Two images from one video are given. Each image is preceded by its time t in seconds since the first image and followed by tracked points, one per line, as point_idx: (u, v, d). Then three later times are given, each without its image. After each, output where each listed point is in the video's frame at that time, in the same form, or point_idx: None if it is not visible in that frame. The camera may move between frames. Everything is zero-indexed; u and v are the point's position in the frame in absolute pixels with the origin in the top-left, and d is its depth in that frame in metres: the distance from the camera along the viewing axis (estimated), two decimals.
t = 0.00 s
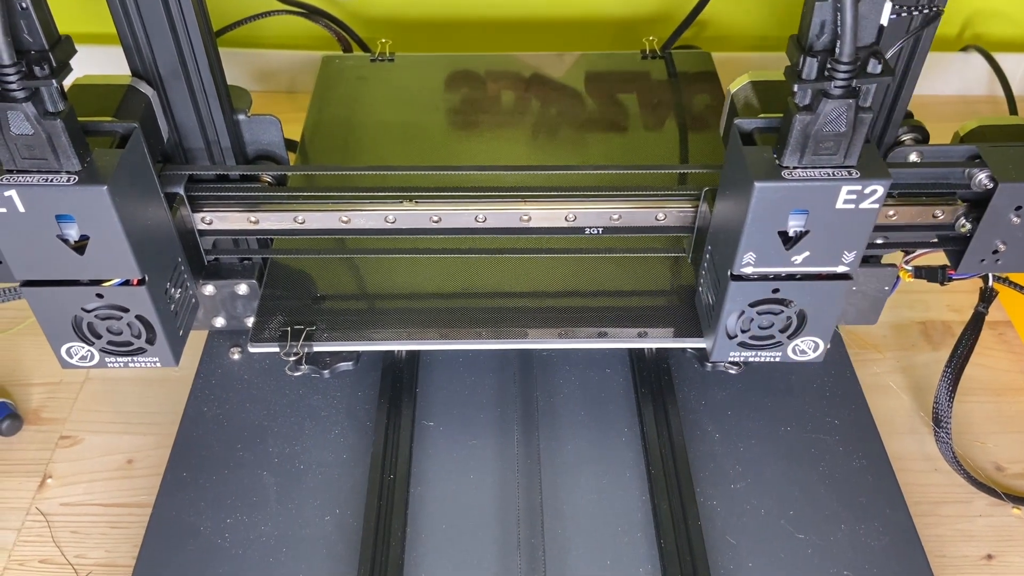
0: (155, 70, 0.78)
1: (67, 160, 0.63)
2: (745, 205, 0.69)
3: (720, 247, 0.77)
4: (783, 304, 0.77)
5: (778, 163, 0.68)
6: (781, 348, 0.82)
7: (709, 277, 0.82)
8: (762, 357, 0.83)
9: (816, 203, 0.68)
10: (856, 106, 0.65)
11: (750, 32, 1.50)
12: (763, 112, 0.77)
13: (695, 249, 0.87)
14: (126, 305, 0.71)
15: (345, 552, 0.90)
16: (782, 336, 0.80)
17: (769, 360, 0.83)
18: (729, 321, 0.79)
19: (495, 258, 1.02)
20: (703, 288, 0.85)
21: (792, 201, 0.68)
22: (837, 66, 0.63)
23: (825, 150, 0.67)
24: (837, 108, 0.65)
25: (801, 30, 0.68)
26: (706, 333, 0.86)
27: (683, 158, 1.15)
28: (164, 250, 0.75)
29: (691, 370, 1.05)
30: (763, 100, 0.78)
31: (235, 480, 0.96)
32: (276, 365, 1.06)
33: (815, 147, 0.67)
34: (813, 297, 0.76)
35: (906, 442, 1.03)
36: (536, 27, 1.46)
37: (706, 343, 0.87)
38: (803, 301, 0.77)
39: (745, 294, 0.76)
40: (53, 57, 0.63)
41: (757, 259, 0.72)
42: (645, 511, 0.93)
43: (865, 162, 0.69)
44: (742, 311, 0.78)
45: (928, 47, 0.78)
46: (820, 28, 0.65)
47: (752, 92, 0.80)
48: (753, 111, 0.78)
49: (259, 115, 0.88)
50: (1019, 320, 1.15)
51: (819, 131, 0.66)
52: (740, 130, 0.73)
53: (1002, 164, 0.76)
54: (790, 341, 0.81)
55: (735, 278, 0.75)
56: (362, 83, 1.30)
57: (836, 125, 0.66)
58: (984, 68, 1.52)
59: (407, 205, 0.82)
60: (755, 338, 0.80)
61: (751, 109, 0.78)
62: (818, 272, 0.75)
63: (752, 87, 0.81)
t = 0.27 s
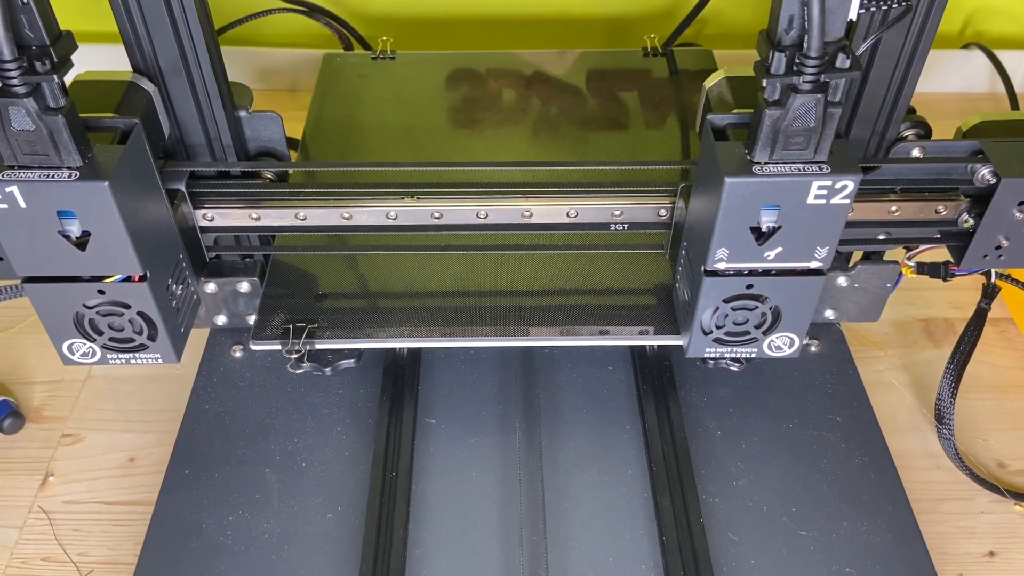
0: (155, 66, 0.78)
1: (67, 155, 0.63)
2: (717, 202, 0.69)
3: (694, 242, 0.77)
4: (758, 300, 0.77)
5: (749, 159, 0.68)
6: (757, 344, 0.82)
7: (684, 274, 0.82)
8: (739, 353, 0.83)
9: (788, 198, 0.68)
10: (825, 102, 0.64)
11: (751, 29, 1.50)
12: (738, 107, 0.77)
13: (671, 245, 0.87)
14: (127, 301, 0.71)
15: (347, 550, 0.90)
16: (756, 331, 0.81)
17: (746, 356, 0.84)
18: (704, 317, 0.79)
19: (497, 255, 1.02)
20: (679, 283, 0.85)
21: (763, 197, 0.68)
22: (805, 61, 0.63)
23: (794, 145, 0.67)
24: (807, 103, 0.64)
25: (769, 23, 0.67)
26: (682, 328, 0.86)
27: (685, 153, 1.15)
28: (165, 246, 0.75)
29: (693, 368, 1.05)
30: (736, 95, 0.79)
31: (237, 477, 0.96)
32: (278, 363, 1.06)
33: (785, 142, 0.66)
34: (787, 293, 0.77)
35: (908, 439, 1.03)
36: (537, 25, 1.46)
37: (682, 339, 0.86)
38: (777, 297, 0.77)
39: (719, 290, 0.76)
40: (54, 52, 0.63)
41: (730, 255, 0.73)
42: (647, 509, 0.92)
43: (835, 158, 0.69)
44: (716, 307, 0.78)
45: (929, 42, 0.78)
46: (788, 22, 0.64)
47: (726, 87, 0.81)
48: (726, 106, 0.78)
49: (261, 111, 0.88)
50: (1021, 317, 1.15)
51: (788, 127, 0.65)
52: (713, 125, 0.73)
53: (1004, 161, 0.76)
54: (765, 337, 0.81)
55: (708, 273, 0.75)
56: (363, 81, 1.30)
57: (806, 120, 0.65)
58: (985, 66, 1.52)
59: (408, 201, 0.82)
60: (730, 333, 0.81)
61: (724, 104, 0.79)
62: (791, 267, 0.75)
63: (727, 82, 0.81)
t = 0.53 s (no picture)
0: (154, 60, 0.77)
1: (67, 148, 0.63)
2: (690, 195, 0.69)
3: (670, 235, 0.77)
4: (733, 295, 0.77)
5: (722, 152, 0.68)
6: (733, 338, 0.82)
7: (661, 268, 0.82)
8: (715, 347, 0.83)
9: (760, 191, 0.67)
10: (795, 93, 0.64)
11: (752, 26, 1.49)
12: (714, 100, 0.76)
13: (651, 240, 0.87)
14: (128, 296, 0.71)
15: (349, 548, 0.90)
16: (732, 326, 0.81)
17: (723, 351, 0.84)
18: (680, 310, 0.79)
19: (498, 251, 1.02)
20: (657, 277, 0.84)
21: (735, 190, 0.67)
22: (774, 52, 0.63)
23: (766, 138, 0.66)
24: (777, 95, 0.64)
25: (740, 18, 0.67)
26: (660, 323, 0.86)
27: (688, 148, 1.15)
28: (166, 241, 0.75)
29: (696, 364, 1.05)
30: (712, 89, 0.78)
31: (239, 474, 0.95)
32: (279, 360, 1.06)
33: (756, 135, 0.66)
34: (762, 286, 0.76)
35: (911, 436, 1.02)
36: (538, 21, 1.46)
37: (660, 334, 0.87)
38: (752, 291, 0.77)
39: (694, 283, 0.76)
40: (53, 45, 0.62)
41: (704, 249, 0.72)
42: (650, 505, 0.92)
43: (809, 151, 0.68)
44: (691, 301, 0.78)
45: (934, 34, 0.77)
46: (758, 14, 0.65)
47: (701, 81, 0.79)
48: (702, 99, 0.77)
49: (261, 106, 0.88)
50: None
51: (760, 119, 0.65)
52: (687, 118, 0.73)
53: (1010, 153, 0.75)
54: (741, 331, 0.81)
55: (683, 267, 0.75)
56: (363, 78, 1.29)
57: (778, 112, 0.65)
58: (989, 62, 1.52)
59: (409, 196, 0.81)
60: (706, 328, 0.81)
61: (700, 97, 0.77)
62: (766, 261, 0.74)
63: (704, 75, 0.80)
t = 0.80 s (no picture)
0: (154, 55, 0.77)
1: (67, 144, 0.62)
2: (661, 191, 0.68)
3: (643, 231, 0.76)
4: (707, 291, 0.77)
5: (692, 147, 0.67)
6: (709, 335, 0.82)
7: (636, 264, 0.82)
8: (690, 343, 0.83)
9: (731, 187, 0.67)
10: (764, 89, 0.64)
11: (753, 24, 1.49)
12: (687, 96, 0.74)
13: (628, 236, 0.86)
14: (128, 292, 0.71)
15: (351, 545, 0.90)
16: (707, 322, 0.80)
17: (698, 347, 0.84)
18: (654, 307, 0.79)
19: (498, 248, 1.02)
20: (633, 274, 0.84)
21: (706, 186, 0.67)
22: (742, 48, 0.63)
23: (736, 133, 0.66)
24: (746, 90, 0.64)
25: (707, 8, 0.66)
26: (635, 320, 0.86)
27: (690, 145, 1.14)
28: (166, 237, 0.75)
29: (697, 361, 1.05)
30: (685, 84, 0.76)
31: (240, 472, 0.95)
32: (281, 357, 1.06)
33: (726, 130, 0.66)
34: (735, 282, 0.76)
35: (913, 433, 1.02)
36: (539, 18, 1.46)
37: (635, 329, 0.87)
38: (726, 287, 0.76)
39: (668, 280, 0.75)
40: (53, 39, 0.62)
41: (677, 245, 0.72)
42: (651, 502, 0.92)
43: (779, 146, 0.68)
44: (666, 298, 0.78)
45: (938, 25, 0.77)
46: (726, 9, 0.64)
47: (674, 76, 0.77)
48: (676, 96, 0.75)
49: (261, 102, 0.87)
50: None
51: (729, 114, 0.65)
52: (659, 114, 0.73)
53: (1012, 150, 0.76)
54: (716, 328, 0.81)
55: (655, 263, 0.75)
56: (364, 76, 1.29)
57: (746, 107, 0.65)
58: (990, 59, 1.51)
59: (410, 192, 0.81)
60: (681, 324, 0.81)
61: (673, 93, 0.75)
62: (740, 257, 0.74)
63: (677, 70, 0.77)
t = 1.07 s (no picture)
0: (156, 52, 0.78)
1: (68, 138, 0.63)
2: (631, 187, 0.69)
3: (618, 227, 0.77)
4: (682, 287, 0.77)
5: (663, 143, 0.68)
6: (684, 330, 0.82)
7: (612, 260, 0.82)
8: (667, 339, 0.83)
9: (702, 182, 0.68)
10: (733, 83, 0.64)
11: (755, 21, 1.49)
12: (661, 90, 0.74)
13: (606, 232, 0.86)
14: (130, 288, 0.71)
15: (353, 543, 0.90)
16: (683, 318, 0.80)
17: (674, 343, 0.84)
18: (629, 302, 0.79)
19: (499, 245, 1.02)
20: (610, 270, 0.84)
21: (677, 181, 0.67)
22: (710, 42, 0.63)
23: (706, 127, 0.66)
24: (715, 84, 0.64)
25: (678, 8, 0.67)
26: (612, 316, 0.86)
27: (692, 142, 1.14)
28: (168, 233, 0.75)
29: (699, 358, 1.05)
30: (659, 77, 0.75)
31: (242, 469, 0.95)
32: (283, 354, 1.06)
33: (696, 125, 0.66)
34: (710, 278, 0.76)
35: (916, 430, 1.02)
36: (540, 15, 1.46)
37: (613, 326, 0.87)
38: (700, 283, 0.77)
39: (642, 275, 0.76)
40: (54, 34, 0.62)
41: (650, 240, 0.72)
42: (653, 499, 0.92)
43: (749, 141, 0.68)
44: (640, 293, 0.78)
45: (941, 19, 0.77)
46: (695, 5, 0.65)
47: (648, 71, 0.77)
48: (650, 90, 0.74)
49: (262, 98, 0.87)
50: None
51: (699, 109, 0.65)
52: (631, 111, 0.72)
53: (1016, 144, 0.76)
54: (692, 324, 0.81)
55: (629, 259, 0.75)
56: (365, 73, 1.29)
57: (716, 102, 0.65)
58: (992, 56, 1.51)
59: (412, 188, 0.81)
60: (657, 320, 0.81)
61: (647, 88, 0.75)
62: (712, 253, 0.74)
63: (651, 65, 0.77)
